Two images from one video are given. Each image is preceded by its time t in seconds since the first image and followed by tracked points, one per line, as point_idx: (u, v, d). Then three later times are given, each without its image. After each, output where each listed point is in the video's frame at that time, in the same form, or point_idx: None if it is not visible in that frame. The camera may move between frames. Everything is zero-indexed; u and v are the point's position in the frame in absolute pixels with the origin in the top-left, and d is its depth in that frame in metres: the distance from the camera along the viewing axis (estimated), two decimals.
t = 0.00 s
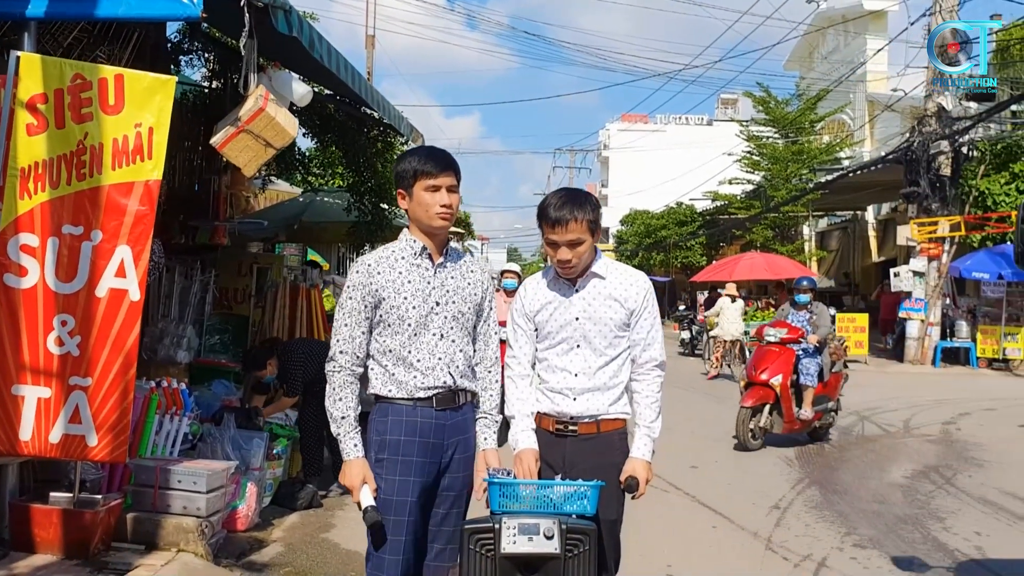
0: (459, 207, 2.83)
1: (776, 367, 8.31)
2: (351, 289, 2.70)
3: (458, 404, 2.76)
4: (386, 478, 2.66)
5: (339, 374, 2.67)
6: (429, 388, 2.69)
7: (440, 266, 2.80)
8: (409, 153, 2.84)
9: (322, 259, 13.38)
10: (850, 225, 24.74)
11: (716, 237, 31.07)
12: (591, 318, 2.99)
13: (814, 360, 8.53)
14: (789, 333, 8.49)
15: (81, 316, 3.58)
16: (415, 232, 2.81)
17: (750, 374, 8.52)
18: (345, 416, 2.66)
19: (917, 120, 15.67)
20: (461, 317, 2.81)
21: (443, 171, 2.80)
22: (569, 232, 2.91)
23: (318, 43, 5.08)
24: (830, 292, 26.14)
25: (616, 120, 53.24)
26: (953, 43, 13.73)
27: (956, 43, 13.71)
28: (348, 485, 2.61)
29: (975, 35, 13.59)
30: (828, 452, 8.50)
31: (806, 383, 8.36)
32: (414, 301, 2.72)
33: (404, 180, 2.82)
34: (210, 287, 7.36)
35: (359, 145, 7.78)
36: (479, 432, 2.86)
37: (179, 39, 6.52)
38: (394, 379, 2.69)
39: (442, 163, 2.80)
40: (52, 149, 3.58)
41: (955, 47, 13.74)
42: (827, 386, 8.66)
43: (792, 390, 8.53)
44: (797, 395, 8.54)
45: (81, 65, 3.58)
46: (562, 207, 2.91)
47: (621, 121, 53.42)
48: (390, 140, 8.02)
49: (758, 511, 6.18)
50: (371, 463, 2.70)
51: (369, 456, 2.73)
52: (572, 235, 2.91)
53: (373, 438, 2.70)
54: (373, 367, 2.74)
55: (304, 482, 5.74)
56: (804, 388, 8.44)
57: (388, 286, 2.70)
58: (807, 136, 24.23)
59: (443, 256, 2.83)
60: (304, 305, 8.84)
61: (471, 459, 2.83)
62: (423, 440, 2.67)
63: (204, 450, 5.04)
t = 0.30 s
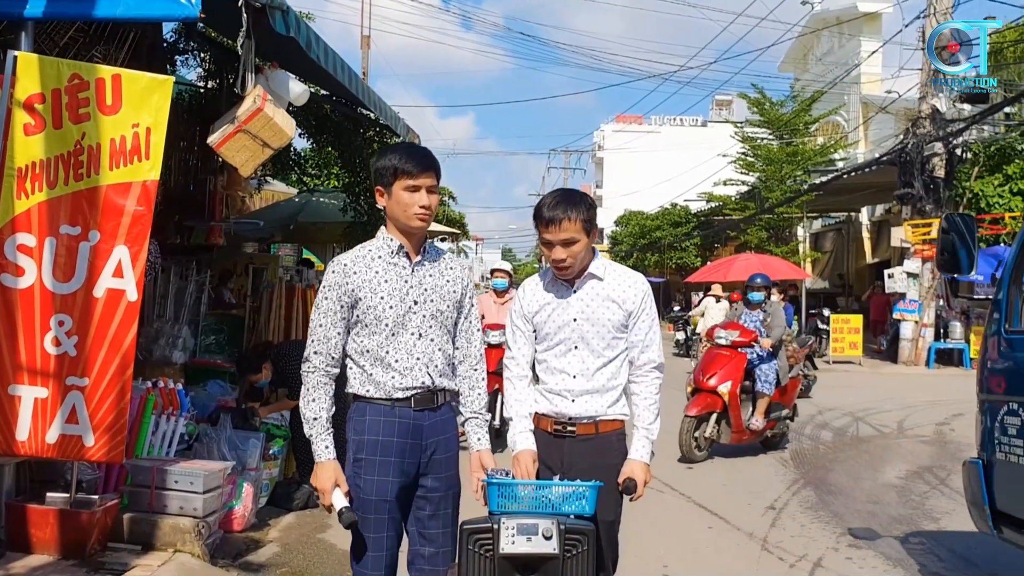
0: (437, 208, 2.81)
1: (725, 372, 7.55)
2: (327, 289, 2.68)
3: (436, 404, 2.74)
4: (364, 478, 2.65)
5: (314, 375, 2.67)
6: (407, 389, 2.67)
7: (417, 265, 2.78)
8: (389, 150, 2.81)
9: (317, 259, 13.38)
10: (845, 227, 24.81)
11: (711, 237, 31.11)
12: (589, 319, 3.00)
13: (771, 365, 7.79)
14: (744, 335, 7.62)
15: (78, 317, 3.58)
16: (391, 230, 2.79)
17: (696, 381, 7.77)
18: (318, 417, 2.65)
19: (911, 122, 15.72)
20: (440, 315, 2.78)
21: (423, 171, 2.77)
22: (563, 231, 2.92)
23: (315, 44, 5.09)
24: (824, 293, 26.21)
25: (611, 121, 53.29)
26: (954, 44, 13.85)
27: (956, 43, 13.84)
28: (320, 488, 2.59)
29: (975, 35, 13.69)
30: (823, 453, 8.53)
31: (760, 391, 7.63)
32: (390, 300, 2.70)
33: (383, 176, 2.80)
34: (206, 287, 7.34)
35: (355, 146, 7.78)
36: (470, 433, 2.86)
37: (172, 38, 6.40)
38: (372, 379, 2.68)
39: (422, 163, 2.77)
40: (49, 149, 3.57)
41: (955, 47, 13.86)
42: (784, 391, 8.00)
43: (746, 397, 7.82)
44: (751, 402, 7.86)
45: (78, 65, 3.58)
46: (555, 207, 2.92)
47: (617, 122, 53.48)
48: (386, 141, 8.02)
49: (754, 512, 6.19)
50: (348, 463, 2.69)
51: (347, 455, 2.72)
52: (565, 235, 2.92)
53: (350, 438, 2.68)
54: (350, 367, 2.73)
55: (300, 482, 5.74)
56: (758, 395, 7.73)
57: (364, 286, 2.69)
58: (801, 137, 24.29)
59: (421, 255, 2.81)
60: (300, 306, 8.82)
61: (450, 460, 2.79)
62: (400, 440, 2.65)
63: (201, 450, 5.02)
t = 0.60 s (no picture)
0: (424, 209, 2.81)
1: (683, 380, 6.74)
2: (311, 290, 2.67)
3: (423, 403, 2.73)
4: (353, 478, 2.64)
5: (297, 375, 2.65)
6: (392, 389, 2.66)
7: (402, 265, 2.77)
8: (378, 150, 2.80)
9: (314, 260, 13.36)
10: (842, 227, 24.85)
11: (707, 238, 31.13)
12: (587, 319, 3.01)
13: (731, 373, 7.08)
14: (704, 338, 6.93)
15: (76, 316, 3.58)
16: (377, 230, 2.79)
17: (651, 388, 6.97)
18: (300, 418, 2.63)
19: (908, 122, 15.74)
20: (425, 315, 2.78)
21: (412, 172, 2.76)
22: (531, 225, 2.97)
23: (313, 43, 5.09)
24: (821, 293, 26.23)
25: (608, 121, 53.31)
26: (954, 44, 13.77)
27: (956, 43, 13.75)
28: (302, 486, 2.57)
29: (975, 35, 13.63)
30: (820, 452, 8.54)
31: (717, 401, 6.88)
32: (375, 301, 2.69)
33: (371, 175, 2.78)
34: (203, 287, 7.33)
35: (353, 146, 7.77)
36: (465, 434, 2.87)
37: (170, 38, 6.40)
38: (357, 380, 2.66)
39: (411, 164, 2.76)
40: (47, 148, 3.57)
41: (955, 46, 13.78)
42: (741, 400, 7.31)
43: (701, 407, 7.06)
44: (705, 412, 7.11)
45: (76, 65, 3.58)
46: (538, 202, 2.97)
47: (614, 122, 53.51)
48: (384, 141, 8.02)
49: (752, 511, 6.20)
50: (336, 463, 2.68)
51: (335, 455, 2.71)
52: (534, 229, 2.97)
53: (337, 438, 2.68)
54: (334, 368, 2.72)
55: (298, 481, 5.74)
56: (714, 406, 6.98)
57: (348, 286, 2.68)
58: (798, 138, 24.33)
59: (405, 255, 2.81)
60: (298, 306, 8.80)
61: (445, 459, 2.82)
62: (387, 440, 2.65)
63: (198, 450, 4.99)
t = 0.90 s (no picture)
0: (414, 208, 2.81)
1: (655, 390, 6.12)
2: (300, 289, 2.68)
3: (414, 402, 2.73)
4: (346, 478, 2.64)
5: (286, 373, 2.67)
6: (383, 388, 2.66)
7: (391, 263, 2.77)
8: (368, 148, 2.81)
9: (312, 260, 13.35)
10: (840, 227, 24.87)
11: (706, 237, 31.14)
12: (576, 319, 3.01)
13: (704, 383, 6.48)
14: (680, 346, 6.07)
15: (74, 315, 3.58)
16: (366, 228, 2.79)
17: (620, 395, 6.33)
18: (291, 416, 2.64)
19: (906, 122, 15.75)
20: (415, 313, 2.77)
21: (402, 170, 2.77)
22: (512, 224, 2.98)
23: (311, 43, 5.09)
24: (820, 293, 26.24)
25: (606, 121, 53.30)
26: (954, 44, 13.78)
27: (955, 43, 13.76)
28: (294, 481, 2.55)
29: (974, 35, 13.70)
30: (818, 452, 8.55)
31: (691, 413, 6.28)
32: (364, 299, 2.69)
33: (361, 174, 2.79)
34: (202, 286, 7.33)
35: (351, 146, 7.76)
36: (464, 432, 2.88)
37: (169, 37, 6.33)
38: (348, 379, 2.67)
39: (401, 163, 2.77)
40: (45, 147, 3.58)
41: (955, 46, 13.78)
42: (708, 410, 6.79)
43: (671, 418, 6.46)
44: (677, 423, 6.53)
45: (74, 64, 3.58)
46: (519, 202, 2.98)
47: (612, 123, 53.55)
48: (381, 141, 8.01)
49: (750, 510, 6.20)
50: (329, 463, 2.68)
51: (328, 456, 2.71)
52: (516, 227, 2.97)
53: (329, 438, 2.68)
54: (325, 367, 2.73)
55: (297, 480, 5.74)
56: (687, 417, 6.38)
57: (336, 285, 2.68)
58: (796, 137, 24.35)
59: (395, 252, 2.81)
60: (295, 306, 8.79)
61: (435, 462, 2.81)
62: (379, 440, 2.66)
63: (197, 449, 5.00)
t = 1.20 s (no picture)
0: (408, 207, 2.81)
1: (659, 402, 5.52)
2: (297, 292, 2.68)
3: (415, 404, 2.73)
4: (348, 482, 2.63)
5: (285, 377, 2.67)
6: (384, 390, 2.66)
7: (388, 264, 2.77)
8: (361, 149, 2.81)
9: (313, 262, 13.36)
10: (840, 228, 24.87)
11: (706, 239, 31.14)
12: (573, 321, 3.01)
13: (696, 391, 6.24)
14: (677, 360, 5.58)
15: (75, 317, 3.58)
16: (361, 230, 2.79)
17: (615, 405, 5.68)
18: (291, 420, 2.64)
19: (906, 123, 15.75)
20: (414, 314, 2.77)
21: (394, 170, 2.77)
22: (506, 229, 2.96)
23: (312, 45, 5.09)
24: (820, 294, 26.24)
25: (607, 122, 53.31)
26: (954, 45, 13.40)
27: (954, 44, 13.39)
28: (295, 484, 2.54)
29: (974, 35, 13.18)
30: (819, 453, 8.54)
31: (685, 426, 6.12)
32: (362, 302, 2.69)
33: (354, 175, 2.79)
34: (202, 288, 7.32)
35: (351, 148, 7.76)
36: (462, 430, 2.87)
37: (169, 40, 6.34)
38: (349, 382, 2.67)
39: (393, 162, 2.77)
40: (46, 149, 3.58)
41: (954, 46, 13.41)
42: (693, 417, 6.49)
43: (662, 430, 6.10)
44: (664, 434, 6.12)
45: (75, 66, 3.59)
46: (507, 204, 2.97)
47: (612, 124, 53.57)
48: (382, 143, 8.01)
49: (752, 512, 6.20)
50: (329, 467, 2.67)
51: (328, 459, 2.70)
52: (510, 233, 2.95)
53: (330, 441, 2.67)
54: (324, 370, 2.72)
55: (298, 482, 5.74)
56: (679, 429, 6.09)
57: (334, 288, 2.68)
58: (797, 138, 24.35)
59: (391, 253, 2.80)
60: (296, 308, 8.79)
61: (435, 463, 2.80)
62: (380, 443, 2.65)
63: (198, 451, 5.00)
